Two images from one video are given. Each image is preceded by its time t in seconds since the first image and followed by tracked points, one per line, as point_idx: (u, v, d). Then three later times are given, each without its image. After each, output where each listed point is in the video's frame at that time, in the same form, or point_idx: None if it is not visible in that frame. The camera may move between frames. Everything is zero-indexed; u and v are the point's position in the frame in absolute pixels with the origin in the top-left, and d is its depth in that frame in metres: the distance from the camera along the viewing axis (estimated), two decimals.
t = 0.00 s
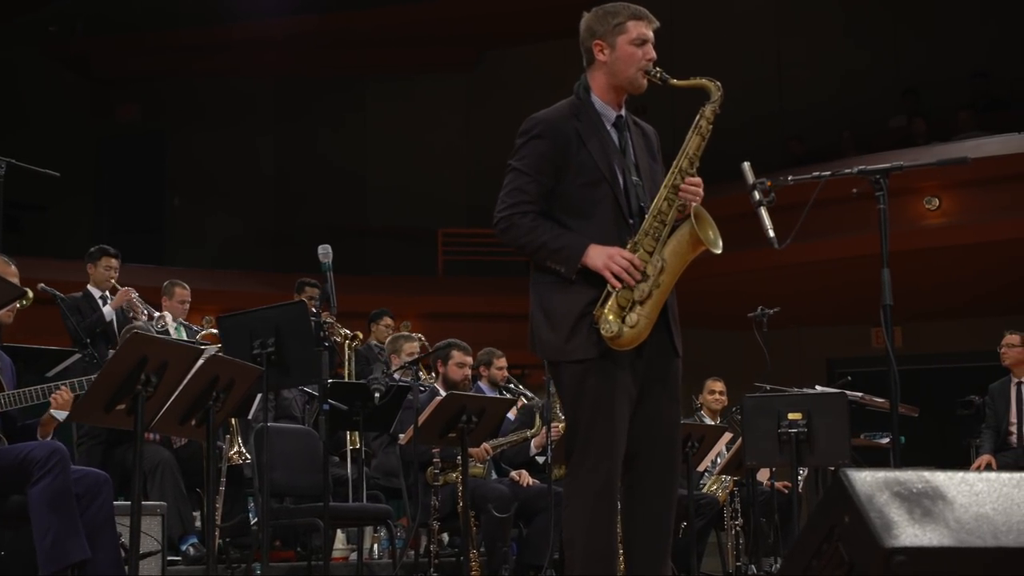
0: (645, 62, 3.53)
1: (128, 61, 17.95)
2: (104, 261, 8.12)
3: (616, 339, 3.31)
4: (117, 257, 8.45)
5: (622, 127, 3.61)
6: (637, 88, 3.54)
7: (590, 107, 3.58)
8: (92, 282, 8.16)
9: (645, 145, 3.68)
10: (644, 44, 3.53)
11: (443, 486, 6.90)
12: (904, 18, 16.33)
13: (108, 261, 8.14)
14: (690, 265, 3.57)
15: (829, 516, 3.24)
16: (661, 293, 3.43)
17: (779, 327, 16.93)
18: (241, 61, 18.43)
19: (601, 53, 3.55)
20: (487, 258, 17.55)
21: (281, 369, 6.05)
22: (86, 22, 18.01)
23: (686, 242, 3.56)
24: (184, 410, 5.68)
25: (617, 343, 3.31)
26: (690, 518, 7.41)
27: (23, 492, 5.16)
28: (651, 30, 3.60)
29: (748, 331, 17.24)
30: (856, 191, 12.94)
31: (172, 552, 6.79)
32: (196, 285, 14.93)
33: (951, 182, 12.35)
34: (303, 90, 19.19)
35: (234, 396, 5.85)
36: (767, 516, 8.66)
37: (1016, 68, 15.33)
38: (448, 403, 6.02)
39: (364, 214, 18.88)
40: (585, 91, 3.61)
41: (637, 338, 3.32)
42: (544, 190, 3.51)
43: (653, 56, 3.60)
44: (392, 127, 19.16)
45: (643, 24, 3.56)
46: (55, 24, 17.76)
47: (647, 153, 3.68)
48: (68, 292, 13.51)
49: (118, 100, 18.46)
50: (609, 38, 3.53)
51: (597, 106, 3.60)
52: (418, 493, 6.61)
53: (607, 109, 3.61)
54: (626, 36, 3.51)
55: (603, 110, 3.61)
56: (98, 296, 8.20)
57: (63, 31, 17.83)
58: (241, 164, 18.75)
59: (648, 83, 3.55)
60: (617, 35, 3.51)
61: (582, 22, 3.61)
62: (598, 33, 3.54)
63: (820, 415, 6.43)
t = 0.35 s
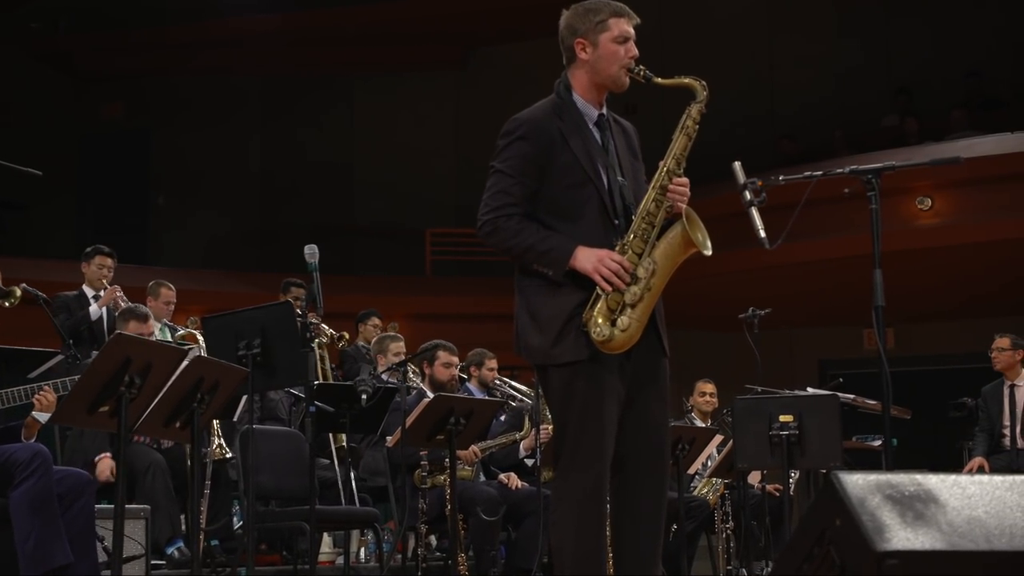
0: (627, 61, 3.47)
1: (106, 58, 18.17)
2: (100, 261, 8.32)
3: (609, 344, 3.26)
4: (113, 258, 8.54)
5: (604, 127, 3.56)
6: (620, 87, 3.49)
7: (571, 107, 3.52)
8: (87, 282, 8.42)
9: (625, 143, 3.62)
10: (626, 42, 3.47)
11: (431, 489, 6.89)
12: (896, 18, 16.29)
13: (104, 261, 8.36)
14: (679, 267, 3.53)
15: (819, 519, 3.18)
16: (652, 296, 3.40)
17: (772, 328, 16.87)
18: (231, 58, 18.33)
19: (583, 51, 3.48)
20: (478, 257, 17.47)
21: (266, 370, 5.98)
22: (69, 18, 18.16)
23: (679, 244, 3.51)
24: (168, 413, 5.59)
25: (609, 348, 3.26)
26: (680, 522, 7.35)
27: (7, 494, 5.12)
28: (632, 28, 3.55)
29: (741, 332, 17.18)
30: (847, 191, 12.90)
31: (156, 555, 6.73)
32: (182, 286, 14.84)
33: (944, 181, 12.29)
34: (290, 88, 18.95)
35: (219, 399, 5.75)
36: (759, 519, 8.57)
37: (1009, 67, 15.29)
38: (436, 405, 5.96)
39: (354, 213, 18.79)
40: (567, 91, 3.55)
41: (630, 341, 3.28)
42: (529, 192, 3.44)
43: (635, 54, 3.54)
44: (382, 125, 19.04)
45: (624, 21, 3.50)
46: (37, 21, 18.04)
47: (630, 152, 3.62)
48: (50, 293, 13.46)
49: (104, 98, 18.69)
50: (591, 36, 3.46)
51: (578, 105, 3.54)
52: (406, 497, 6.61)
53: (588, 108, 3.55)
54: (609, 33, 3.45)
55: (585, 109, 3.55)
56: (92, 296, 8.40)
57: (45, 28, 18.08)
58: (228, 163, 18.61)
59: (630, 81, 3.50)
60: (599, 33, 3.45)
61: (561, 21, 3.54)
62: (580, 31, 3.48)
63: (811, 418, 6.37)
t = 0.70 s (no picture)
0: (624, 61, 3.42)
1: (99, 57, 17.93)
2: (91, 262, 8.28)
3: (603, 341, 3.19)
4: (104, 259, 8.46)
5: (605, 126, 3.50)
6: (615, 92, 3.44)
7: (570, 108, 3.47)
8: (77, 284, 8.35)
9: (632, 144, 3.57)
10: (623, 43, 3.42)
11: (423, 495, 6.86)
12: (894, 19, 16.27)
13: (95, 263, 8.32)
14: (674, 266, 3.44)
15: (815, 525, 3.14)
16: (647, 292, 3.32)
17: (768, 332, 16.83)
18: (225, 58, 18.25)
19: (579, 53, 3.44)
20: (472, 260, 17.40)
21: (257, 373, 5.90)
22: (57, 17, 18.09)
23: (669, 242, 3.43)
24: (157, 418, 5.49)
25: (603, 345, 3.19)
26: (675, 527, 7.29)
27: None
28: (630, 29, 3.50)
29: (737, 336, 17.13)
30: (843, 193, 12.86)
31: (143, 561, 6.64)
32: (173, 288, 14.76)
33: (939, 184, 12.26)
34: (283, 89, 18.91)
35: (208, 403, 5.68)
36: (754, 525, 8.51)
37: (1008, 70, 15.29)
38: (428, 408, 5.90)
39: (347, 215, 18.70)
40: (565, 92, 3.49)
41: (625, 339, 3.19)
42: (526, 192, 3.40)
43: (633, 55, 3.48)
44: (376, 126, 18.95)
45: (621, 22, 3.45)
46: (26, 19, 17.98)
47: (633, 152, 3.55)
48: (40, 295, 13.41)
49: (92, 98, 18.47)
50: (587, 38, 3.42)
51: (578, 106, 3.49)
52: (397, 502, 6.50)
53: (589, 108, 3.49)
54: (605, 34, 3.40)
55: (585, 110, 3.49)
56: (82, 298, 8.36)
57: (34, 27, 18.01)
58: (221, 162, 18.45)
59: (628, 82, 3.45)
60: (595, 35, 3.40)
61: (558, 24, 3.50)
62: (575, 33, 3.43)
63: (807, 422, 6.30)
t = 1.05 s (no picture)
0: (641, 68, 3.57)
1: (92, 59, 17.91)
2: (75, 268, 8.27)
3: (599, 341, 3.33)
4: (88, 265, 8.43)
5: (623, 132, 3.64)
6: (636, 94, 3.59)
7: (589, 114, 3.62)
8: (62, 289, 8.32)
9: (649, 151, 3.70)
10: (640, 50, 3.58)
11: (417, 503, 6.81)
12: (891, 24, 16.24)
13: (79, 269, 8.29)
14: (673, 266, 3.52)
15: (811, 533, 3.05)
16: (643, 292, 3.44)
17: (765, 340, 16.79)
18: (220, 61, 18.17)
19: (597, 61, 3.61)
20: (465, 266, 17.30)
21: (247, 381, 5.82)
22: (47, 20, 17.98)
23: (667, 241, 3.51)
24: (146, 425, 5.39)
25: (599, 345, 3.33)
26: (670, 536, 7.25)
27: None
28: (650, 39, 3.66)
29: (734, 344, 17.09)
30: (840, 199, 12.84)
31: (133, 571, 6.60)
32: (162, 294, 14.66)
33: (939, 190, 12.25)
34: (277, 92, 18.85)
35: (197, 412, 5.59)
36: (750, 534, 8.48)
37: (1007, 74, 15.25)
38: (420, 416, 5.83)
39: (341, 219, 18.64)
40: (586, 100, 3.66)
41: (620, 339, 3.33)
42: (537, 194, 3.54)
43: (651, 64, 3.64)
44: (370, 130, 18.87)
45: (640, 31, 3.62)
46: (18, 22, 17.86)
47: (650, 159, 3.69)
48: (26, 300, 13.26)
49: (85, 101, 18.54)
50: (604, 46, 3.60)
51: (597, 113, 3.64)
52: (391, 510, 6.54)
53: (608, 115, 3.64)
54: (620, 42, 3.57)
55: (604, 116, 3.64)
56: (65, 304, 8.30)
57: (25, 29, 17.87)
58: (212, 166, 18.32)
59: (646, 89, 3.58)
60: (611, 42, 3.58)
61: (581, 33, 3.69)
62: (593, 42, 3.62)
63: (805, 430, 6.25)
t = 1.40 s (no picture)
0: (658, 81, 3.55)
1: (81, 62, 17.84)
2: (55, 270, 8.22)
3: (592, 347, 3.32)
4: (69, 267, 8.36)
5: (638, 145, 3.63)
6: (652, 106, 3.57)
7: (606, 125, 3.61)
8: (43, 292, 8.23)
9: (661, 164, 3.69)
10: (659, 63, 3.57)
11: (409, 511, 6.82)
12: (889, 27, 16.20)
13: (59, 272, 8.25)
14: (671, 276, 3.47)
15: (807, 541, 2.99)
16: (640, 299, 3.40)
17: (762, 345, 16.74)
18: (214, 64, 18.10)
19: (615, 72, 3.61)
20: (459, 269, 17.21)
21: (238, 388, 5.75)
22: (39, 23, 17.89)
23: (667, 251, 3.45)
24: (137, 431, 5.33)
25: (593, 351, 3.32)
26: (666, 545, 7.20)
27: None
28: (671, 54, 3.65)
29: (731, 348, 17.04)
30: (838, 203, 12.81)
31: None
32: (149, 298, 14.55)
33: (938, 195, 12.20)
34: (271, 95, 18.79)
35: (188, 418, 5.53)
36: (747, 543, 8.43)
37: (1005, 77, 15.20)
38: (413, 424, 5.76)
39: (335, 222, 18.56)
40: (604, 111, 3.65)
41: (615, 344, 3.31)
42: (546, 200, 3.53)
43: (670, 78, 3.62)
44: (365, 132, 18.75)
45: (661, 45, 3.60)
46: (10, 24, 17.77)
47: (662, 174, 3.68)
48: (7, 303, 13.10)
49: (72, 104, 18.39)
50: (623, 58, 3.59)
51: (613, 124, 3.62)
52: (383, 518, 6.51)
53: (624, 127, 3.62)
54: (638, 54, 3.56)
55: (620, 128, 3.62)
56: (48, 307, 8.23)
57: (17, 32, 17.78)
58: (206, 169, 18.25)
59: (662, 102, 3.56)
60: (630, 54, 3.57)
61: (602, 44, 3.69)
62: (613, 53, 3.62)
63: (802, 437, 6.18)
